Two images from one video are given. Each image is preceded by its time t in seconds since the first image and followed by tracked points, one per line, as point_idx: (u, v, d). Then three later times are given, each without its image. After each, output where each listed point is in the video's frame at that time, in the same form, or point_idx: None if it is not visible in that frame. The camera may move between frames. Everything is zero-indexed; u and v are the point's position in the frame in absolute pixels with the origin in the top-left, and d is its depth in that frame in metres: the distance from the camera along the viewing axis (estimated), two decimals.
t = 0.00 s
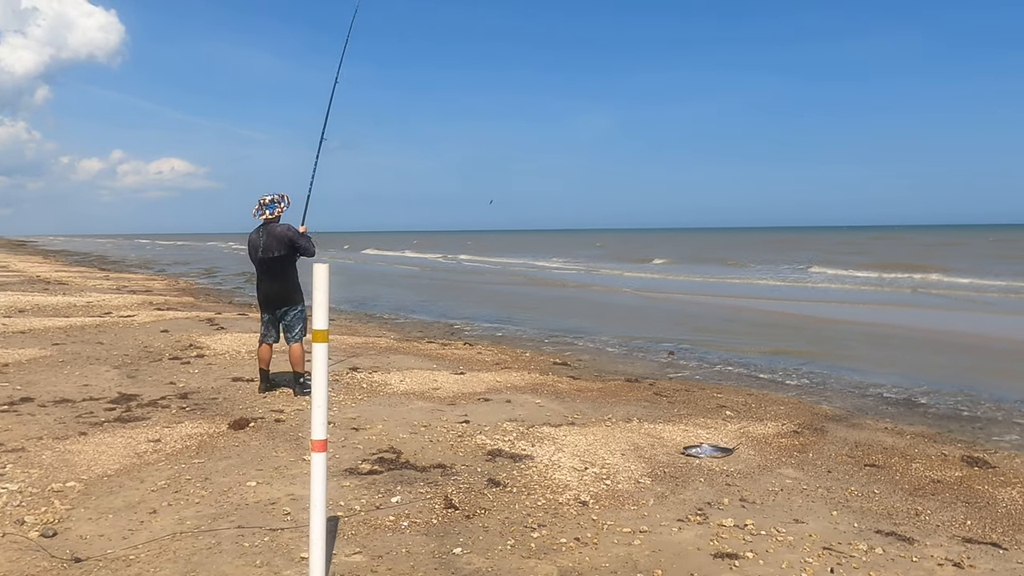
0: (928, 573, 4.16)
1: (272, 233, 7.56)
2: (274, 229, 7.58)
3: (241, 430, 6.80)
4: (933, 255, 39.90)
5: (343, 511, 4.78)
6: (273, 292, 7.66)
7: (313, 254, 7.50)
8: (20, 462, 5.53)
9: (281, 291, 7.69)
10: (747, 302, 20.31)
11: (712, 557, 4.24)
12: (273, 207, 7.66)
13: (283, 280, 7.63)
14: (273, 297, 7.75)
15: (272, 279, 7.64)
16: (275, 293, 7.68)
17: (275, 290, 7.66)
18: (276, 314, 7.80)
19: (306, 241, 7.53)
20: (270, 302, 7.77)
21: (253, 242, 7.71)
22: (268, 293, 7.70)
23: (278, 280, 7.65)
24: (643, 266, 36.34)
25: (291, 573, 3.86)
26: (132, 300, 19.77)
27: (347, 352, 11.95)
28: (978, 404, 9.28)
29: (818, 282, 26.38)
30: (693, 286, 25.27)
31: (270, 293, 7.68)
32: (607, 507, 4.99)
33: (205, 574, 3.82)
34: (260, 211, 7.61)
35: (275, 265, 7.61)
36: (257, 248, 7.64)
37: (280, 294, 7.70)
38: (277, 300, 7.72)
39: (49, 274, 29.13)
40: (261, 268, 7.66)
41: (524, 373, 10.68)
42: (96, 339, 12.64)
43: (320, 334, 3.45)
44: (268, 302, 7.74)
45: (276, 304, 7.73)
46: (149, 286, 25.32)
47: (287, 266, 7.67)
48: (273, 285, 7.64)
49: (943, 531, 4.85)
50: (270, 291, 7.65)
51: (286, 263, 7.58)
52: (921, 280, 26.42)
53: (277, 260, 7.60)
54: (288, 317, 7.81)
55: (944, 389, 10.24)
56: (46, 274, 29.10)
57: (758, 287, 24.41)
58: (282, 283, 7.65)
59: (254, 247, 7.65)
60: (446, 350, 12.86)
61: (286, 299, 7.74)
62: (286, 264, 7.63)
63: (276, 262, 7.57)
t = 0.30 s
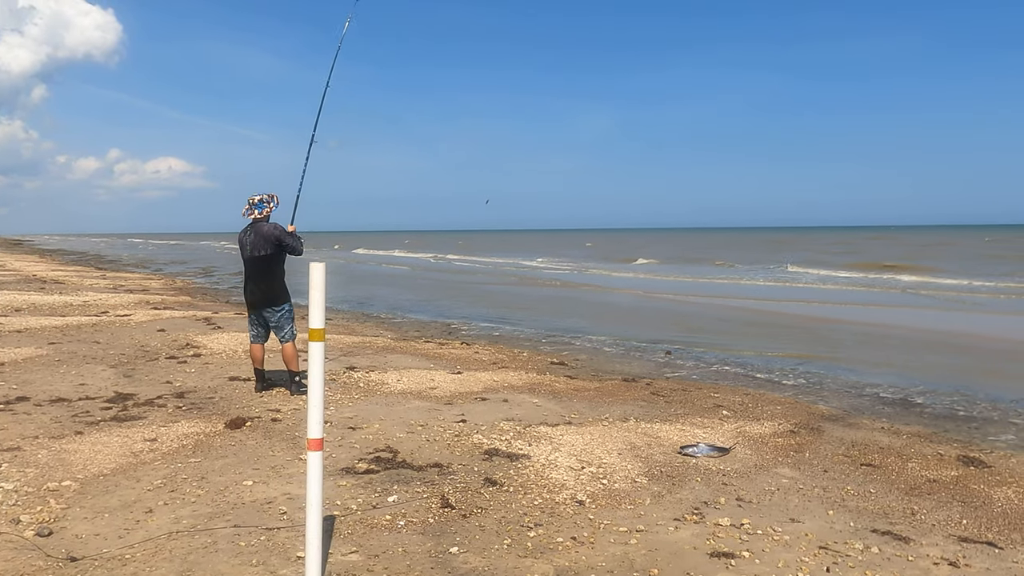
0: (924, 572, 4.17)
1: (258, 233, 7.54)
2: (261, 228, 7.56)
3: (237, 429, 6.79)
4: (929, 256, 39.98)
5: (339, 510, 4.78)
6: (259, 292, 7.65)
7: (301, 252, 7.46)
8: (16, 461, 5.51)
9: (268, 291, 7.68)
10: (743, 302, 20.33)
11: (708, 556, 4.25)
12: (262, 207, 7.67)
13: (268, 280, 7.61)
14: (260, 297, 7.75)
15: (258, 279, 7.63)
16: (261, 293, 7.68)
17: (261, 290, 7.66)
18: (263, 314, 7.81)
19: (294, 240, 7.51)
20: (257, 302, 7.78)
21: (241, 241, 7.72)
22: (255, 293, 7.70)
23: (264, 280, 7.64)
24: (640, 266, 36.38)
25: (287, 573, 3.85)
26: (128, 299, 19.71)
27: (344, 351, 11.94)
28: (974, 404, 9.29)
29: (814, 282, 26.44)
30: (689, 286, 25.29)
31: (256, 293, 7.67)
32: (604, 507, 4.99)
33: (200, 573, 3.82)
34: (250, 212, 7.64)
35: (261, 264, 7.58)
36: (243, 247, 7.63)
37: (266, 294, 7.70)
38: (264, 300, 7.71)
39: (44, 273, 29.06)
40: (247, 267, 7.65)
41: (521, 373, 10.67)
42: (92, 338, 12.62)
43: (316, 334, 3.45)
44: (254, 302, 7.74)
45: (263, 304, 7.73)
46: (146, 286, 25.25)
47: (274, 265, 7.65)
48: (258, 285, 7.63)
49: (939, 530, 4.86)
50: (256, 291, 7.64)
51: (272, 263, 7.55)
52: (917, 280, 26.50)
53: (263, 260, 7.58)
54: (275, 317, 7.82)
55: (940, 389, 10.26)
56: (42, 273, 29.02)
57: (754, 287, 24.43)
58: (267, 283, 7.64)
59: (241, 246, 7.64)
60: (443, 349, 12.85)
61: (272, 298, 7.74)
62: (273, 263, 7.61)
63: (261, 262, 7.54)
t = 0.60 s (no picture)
0: (918, 569, 4.18)
1: (250, 225, 7.54)
2: (253, 220, 7.56)
3: (233, 423, 6.77)
4: (925, 254, 40.10)
5: (335, 505, 4.77)
6: (249, 285, 7.64)
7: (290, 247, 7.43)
8: (10, 455, 5.49)
9: (258, 284, 7.66)
10: (740, 299, 20.33)
11: (704, 552, 4.25)
12: (254, 200, 7.63)
13: (257, 273, 7.59)
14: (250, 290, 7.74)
15: (248, 271, 7.62)
16: (252, 286, 7.66)
17: (250, 283, 7.64)
18: (253, 307, 7.80)
19: (284, 235, 7.50)
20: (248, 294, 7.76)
21: (235, 233, 7.73)
22: (245, 286, 7.69)
23: (255, 273, 7.62)
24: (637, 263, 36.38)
25: (283, 567, 3.84)
26: (124, 293, 19.66)
27: (341, 346, 11.93)
28: (970, 402, 9.31)
29: (811, 279, 26.48)
30: (686, 283, 25.31)
31: (246, 286, 7.66)
32: (600, 502, 4.99)
33: (196, 567, 3.80)
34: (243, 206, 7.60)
35: (252, 257, 7.59)
36: (236, 238, 7.64)
37: (256, 287, 7.68)
38: (255, 293, 7.69)
39: (40, 266, 28.97)
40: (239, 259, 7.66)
41: (518, 368, 10.67)
42: (88, 332, 12.58)
43: (312, 328, 3.43)
44: (245, 296, 7.73)
45: (252, 297, 7.71)
46: (142, 279, 25.18)
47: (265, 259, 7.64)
48: (248, 277, 7.62)
49: (934, 528, 4.86)
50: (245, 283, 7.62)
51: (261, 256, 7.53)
52: (913, 278, 26.58)
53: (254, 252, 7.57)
54: (267, 310, 7.80)
55: (936, 387, 10.28)
56: (38, 266, 28.94)
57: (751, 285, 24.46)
58: (257, 276, 7.62)
59: (234, 238, 7.65)
60: (440, 344, 12.84)
61: (262, 292, 7.72)
62: (263, 257, 7.60)
63: (251, 254, 7.53)
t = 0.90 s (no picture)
0: (913, 566, 4.18)
1: (247, 217, 7.50)
2: (249, 212, 7.53)
3: (229, 415, 6.76)
4: (924, 250, 40.11)
5: (331, 498, 4.76)
6: (244, 276, 7.62)
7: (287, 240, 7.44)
8: (5, 445, 5.48)
9: (256, 276, 7.65)
10: (738, 294, 20.34)
11: (699, 548, 4.24)
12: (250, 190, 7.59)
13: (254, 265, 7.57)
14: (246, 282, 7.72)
15: (244, 262, 7.59)
16: (250, 278, 7.64)
17: (248, 275, 7.62)
18: (250, 299, 7.78)
19: (281, 227, 7.51)
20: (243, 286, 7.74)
21: (229, 224, 7.68)
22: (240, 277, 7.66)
23: (253, 264, 7.60)
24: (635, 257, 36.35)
25: (278, 560, 3.83)
26: (121, 283, 19.62)
27: (338, 338, 11.92)
28: (967, 399, 9.32)
29: (809, 275, 26.49)
30: (684, 277, 25.30)
31: (242, 277, 7.64)
32: (596, 497, 4.99)
33: (190, 560, 3.79)
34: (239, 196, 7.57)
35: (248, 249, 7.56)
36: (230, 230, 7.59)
37: (252, 278, 7.66)
38: (253, 285, 7.68)
39: (37, 256, 28.90)
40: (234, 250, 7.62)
41: (515, 362, 10.67)
42: (85, 322, 12.55)
43: (308, 321, 3.42)
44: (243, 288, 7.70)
45: (248, 288, 7.69)
46: (139, 270, 25.14)
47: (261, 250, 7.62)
48: (244, 268, 7.60)
49: (930, 524, 4.87)
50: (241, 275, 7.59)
51: (258, 248, 7.52)
52: (910, 274, 26.63)
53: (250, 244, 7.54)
54: (266, 301, 7.82)
55: (933, 383, 10.29)
56: (35, 256, 28.86)
57: (749, 279, 24.46)
58: (255, 268, 7.61)
59: (229, 229, 7.60)
60: (437, 337, 12.84)
61: (259, 284, 7.71)
62: (259, 249, 7.58)
63: (247, 246, 7.51)
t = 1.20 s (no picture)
0: (912, 560, 4.17)
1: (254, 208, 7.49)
2: (256, 203, 7.52)
3: (227, 405, 6.75)
4: (925, 244, 39.94)
5: (328, 489, 4.75)
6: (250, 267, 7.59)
7: (293, 231, 7.42)
8: (2, 434, 5.46)
9: (263, 267, 7.63)
10: (738, 287, 20.30)
11: (697, 541, 4.23)
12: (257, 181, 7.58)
13: (261, 255, 7.55)
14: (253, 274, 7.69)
15: (250, 254, 7.58)
16: (256, 269, 7.62)
17: (255, 266, 7.60)
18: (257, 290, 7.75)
19: (287, 218, 7.46)
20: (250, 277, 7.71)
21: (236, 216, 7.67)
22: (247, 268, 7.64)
23: (259, 255, 7.58)
24: (635, 250, 36.32)
25: (274, 551, 3.82)
26: (121, 273, 19.59)
27: (338, 329, 11.90)
28: (966, 394, 9.30)
29: (809, 268, 26.47)
30: (685, 270, 25.27)
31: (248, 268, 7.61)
32: (594, 490, 4.97)
33: (186, 550, 3.78)
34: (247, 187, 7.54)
35: (255, 240, 7.54)
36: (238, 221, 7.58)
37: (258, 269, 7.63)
38: (260, 276, 7.65)
39: (36, 245, 28.86)
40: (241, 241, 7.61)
41: (515, 354, 10.66)
42: (84, 311, 12.54)
43: (305, 311, 3.41)
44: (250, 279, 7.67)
45: (254, 279, 7.68)
46: (139, 260, 25.10)
47: (268, 242, 7.61)
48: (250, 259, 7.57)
49: (928, 519, 4.85)
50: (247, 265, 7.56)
51: (264, 239, 7.50)
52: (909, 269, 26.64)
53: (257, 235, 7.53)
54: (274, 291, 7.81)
55: (933, 378, 10.27)
56: (35, 245, 28.82)
57: (750, 273, 24.40)
58: (262, 259, 7.59)
59: (236, 220, 7.60)
60: (436, 329, 12.82)
61: (266, 275, 7.68)
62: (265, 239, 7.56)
63: (254, 236, 7.49)
